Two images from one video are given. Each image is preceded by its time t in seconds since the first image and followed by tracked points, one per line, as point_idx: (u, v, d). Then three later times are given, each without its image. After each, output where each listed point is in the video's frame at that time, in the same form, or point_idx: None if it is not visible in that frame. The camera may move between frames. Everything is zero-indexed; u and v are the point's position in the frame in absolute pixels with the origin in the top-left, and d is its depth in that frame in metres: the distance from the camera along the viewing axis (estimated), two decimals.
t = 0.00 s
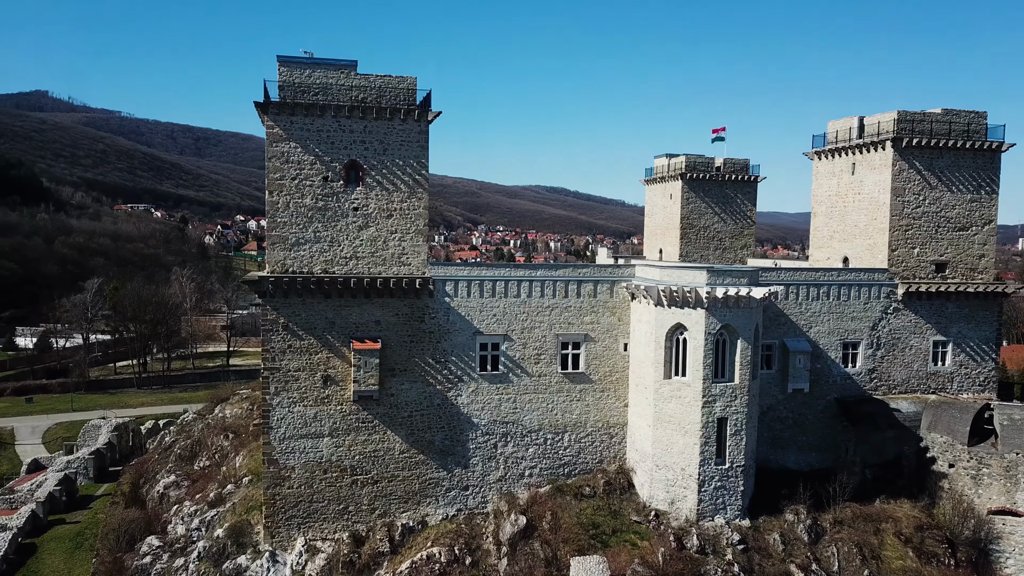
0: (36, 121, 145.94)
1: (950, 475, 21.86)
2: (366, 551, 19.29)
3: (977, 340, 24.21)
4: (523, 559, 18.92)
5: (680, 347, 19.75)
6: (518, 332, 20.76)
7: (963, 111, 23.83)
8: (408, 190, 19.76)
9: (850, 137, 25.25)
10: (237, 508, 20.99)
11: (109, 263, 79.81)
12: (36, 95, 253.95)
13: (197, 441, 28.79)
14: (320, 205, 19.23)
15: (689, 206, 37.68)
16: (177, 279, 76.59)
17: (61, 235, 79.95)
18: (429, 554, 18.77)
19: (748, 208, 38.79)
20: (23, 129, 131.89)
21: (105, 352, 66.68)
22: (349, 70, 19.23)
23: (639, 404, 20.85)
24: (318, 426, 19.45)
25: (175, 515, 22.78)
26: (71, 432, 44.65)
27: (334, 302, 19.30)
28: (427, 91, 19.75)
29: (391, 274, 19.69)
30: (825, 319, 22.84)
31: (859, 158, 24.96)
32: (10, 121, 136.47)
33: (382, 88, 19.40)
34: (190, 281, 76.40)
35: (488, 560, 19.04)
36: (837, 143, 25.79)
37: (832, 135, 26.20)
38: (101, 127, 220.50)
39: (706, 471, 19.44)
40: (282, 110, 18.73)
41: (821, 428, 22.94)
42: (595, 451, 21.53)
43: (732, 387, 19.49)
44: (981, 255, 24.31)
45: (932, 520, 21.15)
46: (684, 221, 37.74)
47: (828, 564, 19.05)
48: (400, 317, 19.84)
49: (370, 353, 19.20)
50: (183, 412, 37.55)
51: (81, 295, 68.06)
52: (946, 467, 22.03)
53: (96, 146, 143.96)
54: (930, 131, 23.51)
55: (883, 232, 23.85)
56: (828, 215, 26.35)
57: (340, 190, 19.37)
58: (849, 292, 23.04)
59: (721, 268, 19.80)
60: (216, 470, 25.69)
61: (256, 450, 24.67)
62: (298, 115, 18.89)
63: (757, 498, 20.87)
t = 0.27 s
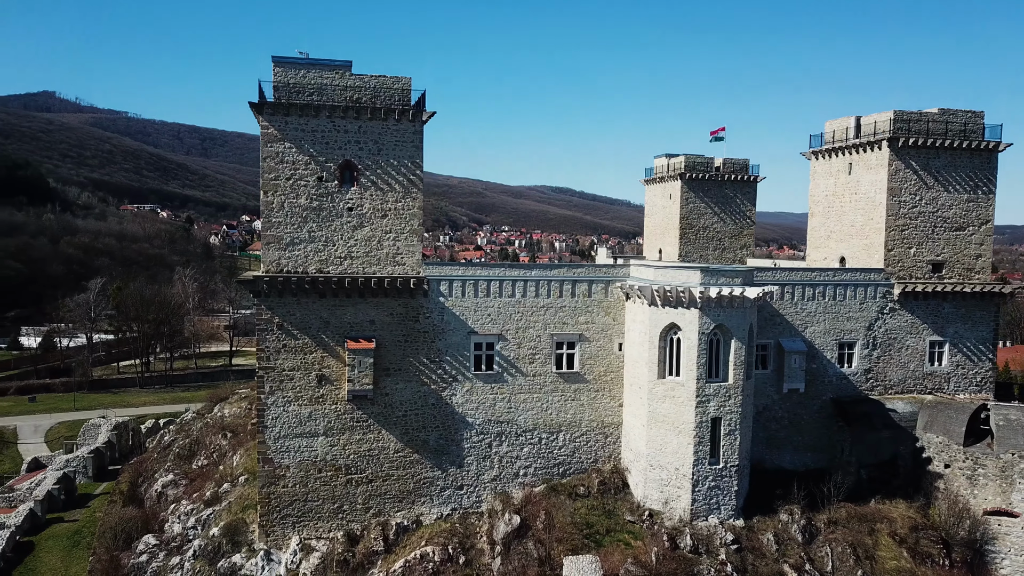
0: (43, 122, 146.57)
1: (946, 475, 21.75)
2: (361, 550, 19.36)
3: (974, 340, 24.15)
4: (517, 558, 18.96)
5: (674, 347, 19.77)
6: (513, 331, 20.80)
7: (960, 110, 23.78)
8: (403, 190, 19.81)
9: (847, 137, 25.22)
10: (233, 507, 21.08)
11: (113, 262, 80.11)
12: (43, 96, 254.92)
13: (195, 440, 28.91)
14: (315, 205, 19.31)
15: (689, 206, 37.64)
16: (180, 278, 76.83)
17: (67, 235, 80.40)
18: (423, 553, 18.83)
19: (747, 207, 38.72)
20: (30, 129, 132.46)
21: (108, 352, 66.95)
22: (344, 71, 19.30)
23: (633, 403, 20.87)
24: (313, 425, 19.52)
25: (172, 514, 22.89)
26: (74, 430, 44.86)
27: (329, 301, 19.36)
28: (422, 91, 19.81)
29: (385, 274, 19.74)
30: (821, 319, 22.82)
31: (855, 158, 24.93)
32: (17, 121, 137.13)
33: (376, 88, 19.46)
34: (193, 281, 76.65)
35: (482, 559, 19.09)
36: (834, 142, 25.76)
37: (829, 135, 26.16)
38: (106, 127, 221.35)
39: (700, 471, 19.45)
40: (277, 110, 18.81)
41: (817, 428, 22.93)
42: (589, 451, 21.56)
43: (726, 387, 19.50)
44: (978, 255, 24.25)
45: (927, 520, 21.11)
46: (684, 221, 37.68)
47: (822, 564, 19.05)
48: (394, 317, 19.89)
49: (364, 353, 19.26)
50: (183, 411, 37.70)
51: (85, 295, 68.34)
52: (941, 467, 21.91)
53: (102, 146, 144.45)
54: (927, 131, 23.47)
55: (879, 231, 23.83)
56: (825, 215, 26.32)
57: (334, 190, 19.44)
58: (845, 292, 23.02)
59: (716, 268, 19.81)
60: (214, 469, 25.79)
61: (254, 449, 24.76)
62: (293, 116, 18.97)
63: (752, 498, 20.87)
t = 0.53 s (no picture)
0: (49, 122, 147.22)
1: (941, 476, 21.68)
2: (355, 549, 19.42)
3: (971, 340, 24.10)
4: (510, 558, 19.00)
5: (667, 347, 19.79)
6: (508, 332, 20.84)
7: (957, 111, 23.73)
8: (397, 190, 19.87)
9: (843, 137, 25.20)
10: (228, 505, 21.18)
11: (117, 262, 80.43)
12: (49, 96, 256.02)
13: (194, 439, 29.02)
14: (309, 205, 19.39)
15: (688, 206, 37.56)
16: (182, 278, 77.06)
17: (72, 235, 80.78)
18: (416, 552, 18.88)
19: (746, 208, 38.63)
20: (35, 129, 133.03)
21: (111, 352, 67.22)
22: (338, 72, 19.37)
23: (627, 403, 20.89)
24: (308, 425, 19.60)
25: (169, 513, 23.00)
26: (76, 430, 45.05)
27: (323, 301, 19.43)
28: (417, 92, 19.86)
29: (380, 274, 19.81)
30: (816, 320, 22.82)
31: (852, 158, 24.90)
32: (24, 122, 137.74)
33: (371, 89, 19.52)
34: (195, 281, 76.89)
35: (476, 558, 19.14)
36: (830, 143, 25.74)
37: (826, 135, 26.13)
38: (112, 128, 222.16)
39: (694, 471, 19.47)
40: (271, 111, 18.90)
41: (812, 428, 22.93)
42: (584, 451, 21.59)
43: (720, 387, 19.51)
44: (975, 255, 24.20)
45: (922, 521, 21.08)
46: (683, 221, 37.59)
47: (815, 564, 19.07)
48: (389, 317, 19.95)
49: (358, 353, 19.33)
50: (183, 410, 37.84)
51: (88, 295, 68.60)
52: (936, 467, 21.83)
53: (108, 146, 144.97)
54: (923, 131, 23.44)
55: (875, 232, 23.80)
56: (821, 215, 26.29)
57: (329, 191, 19.52)
58: (840, 292, 23.00)
59: (710, 269, 19.83)
60: (212, 468, 25.89)
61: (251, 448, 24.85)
62: (287, 116, 19.06)
63: (746, 498, 20.87)
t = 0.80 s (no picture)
0: (56, 122, 147.83)
1: (937, 476, 21.66)
2: (349, 548, 19.50)
3: (967, 340, 24.07)
4: (504, 557, 19.05)
5: (661, 347, 19.82)
6: (502, 332, 20.90)
7: (953, 110, 23.70)
8: (391, 190, 19.94)
9: (840, 137, 25.16)
10: (224, 504, 21.28)
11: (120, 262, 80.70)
12: (55, 96, 256.95)
13: (192, 439, 29.14)
14: (303, 206, 19.48)
15: (687, 206, 37.45)
16: (185, 278, 77.30)
17: (77, 235, 81.10)
18: (410, 551, 18.95)
19: (745, 208, 38.52)
20: (41, 130, 133.56)
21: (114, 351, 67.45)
22: (333, 72, 19.45)
23: (621, 403, 20.92)
24: (302, 424, 19.69)
25: (166, 511, 23.11)
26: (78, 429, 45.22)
27: (318, 301, 19.52)
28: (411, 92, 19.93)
29: (374, 274, 19.88)
30: (811, 320, 22.81)
31: (848, 158, 24.87)
32: (31, 122, 138.30)
33: (365, 89, 19.59)
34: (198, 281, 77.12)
35: (469, 558, 19.20)
36: (827, 142, 25.71)
37: (822, 135, 26.11)
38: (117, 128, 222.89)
39: (687, 470, 19.50)
40: (266, 112, 18.99)
41: (807, 428, 22.93)
42: (578, 450, 21.63)
43: (713, 387, 19.53)
44: (971, 255, 24.17)
45: (917, 521, 21.08)
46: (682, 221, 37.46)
47: (808, 565, 19.10)
48: (383, 317, 20.03)
49: (353, 352, 19.40)
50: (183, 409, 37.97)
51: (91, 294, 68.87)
52: (932, 468, 21.80)
53: (113, 147, 145.49)
54: (919, 131, 23.41)
55: (870, 232, 23.78)
56: (818, 215, 26.26)
57: (323, 191, 19.61)
58: (836, 292, 22.99)
59: (703, 269, 19.87)
60: (210, 467, 26.00)
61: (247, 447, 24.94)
62: (282, 117, 19.15)
63: (740, 498, 20.88)
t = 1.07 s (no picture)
0: (62, 123, 148.53)
1: (932, 477, 21.58)
2: (343, 547, 19.58)
3: (964, 340, 24.02)
4: (497, 556, 19.10)
5: (654, 347, 19.84)
6: (496, 331, 20.94)
7: (950, 110, 23.66)
8: (386, 190, 20.00)
9: (836, 137, 25.14)
10: (219, 503, 21.38)
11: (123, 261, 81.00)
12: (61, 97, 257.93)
13: (190, 437, 29.24)
14: (298, 206, 19.57)
15: (686, 206, 37.30)
16: (188, 278, 77.53)
17: (82, 235, 81.42)
18: (404, 550, 19.02)
19: (745, 208, 38.35)
20: (47, 130, 134.15)
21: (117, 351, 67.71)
22: (328, 73, 19.52)
23: (615, 402, 20.94)
24: (297, 423, 19.77)
25: (162, 510, 23.21)
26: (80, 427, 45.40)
27: (312, 301, 19.60)
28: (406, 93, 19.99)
29: (368, 274, 19.95)
30: (806, 320, 22.80)
31: (844, 158, 24.85)
32: (37, 122, 138.92)
33: (360, 89, 19.65)
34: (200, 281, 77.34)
35: (463, 556, 19.26)
36: (823, 142, 25.68)
37: (819, 135, 26.08)
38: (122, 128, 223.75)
39: (681, 470, 19.52)
40: (260, 112, 19.08)
41: (802, 428, 22.92)
42: (573, 450, 21.66)
43: (707, 386, 19.55)
44: (968, 255, 24.12)
45: (912, 521, 21.05)
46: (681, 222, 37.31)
47: (801, 564, 19.12)
48: (377, 316, 20.09)
49: (347, 351, 19.45)
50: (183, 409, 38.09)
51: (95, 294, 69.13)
52: (927, 468, 21.71)
53: (118, 147, 146.03)
54: (915, 131, 23.38)
55: (866, 232, 23.75)
56: (814, 215, 26.23)
57: (318, 191, 19.69)
58: (831, 292, 22.98)
59: (697, 268, 19.89)
60: (207, 466, 26.10)
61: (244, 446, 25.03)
62: (276, 117, 19.24)
63: (734, 498, 20.88)
